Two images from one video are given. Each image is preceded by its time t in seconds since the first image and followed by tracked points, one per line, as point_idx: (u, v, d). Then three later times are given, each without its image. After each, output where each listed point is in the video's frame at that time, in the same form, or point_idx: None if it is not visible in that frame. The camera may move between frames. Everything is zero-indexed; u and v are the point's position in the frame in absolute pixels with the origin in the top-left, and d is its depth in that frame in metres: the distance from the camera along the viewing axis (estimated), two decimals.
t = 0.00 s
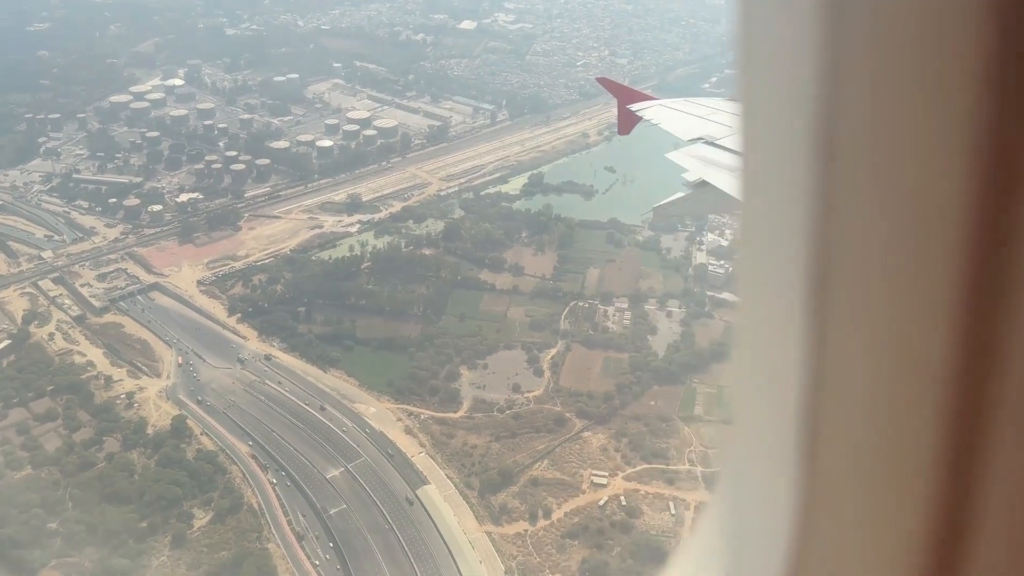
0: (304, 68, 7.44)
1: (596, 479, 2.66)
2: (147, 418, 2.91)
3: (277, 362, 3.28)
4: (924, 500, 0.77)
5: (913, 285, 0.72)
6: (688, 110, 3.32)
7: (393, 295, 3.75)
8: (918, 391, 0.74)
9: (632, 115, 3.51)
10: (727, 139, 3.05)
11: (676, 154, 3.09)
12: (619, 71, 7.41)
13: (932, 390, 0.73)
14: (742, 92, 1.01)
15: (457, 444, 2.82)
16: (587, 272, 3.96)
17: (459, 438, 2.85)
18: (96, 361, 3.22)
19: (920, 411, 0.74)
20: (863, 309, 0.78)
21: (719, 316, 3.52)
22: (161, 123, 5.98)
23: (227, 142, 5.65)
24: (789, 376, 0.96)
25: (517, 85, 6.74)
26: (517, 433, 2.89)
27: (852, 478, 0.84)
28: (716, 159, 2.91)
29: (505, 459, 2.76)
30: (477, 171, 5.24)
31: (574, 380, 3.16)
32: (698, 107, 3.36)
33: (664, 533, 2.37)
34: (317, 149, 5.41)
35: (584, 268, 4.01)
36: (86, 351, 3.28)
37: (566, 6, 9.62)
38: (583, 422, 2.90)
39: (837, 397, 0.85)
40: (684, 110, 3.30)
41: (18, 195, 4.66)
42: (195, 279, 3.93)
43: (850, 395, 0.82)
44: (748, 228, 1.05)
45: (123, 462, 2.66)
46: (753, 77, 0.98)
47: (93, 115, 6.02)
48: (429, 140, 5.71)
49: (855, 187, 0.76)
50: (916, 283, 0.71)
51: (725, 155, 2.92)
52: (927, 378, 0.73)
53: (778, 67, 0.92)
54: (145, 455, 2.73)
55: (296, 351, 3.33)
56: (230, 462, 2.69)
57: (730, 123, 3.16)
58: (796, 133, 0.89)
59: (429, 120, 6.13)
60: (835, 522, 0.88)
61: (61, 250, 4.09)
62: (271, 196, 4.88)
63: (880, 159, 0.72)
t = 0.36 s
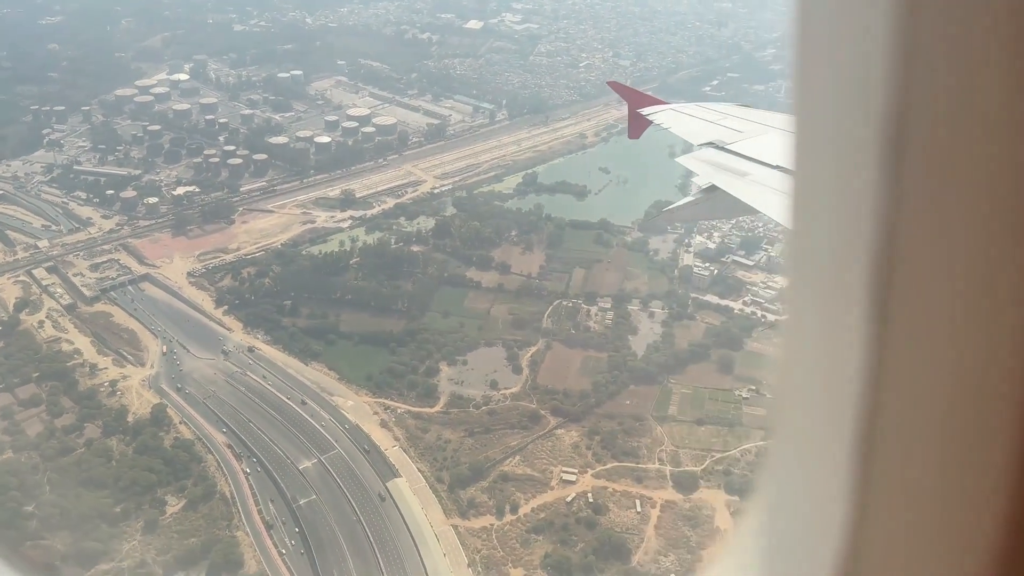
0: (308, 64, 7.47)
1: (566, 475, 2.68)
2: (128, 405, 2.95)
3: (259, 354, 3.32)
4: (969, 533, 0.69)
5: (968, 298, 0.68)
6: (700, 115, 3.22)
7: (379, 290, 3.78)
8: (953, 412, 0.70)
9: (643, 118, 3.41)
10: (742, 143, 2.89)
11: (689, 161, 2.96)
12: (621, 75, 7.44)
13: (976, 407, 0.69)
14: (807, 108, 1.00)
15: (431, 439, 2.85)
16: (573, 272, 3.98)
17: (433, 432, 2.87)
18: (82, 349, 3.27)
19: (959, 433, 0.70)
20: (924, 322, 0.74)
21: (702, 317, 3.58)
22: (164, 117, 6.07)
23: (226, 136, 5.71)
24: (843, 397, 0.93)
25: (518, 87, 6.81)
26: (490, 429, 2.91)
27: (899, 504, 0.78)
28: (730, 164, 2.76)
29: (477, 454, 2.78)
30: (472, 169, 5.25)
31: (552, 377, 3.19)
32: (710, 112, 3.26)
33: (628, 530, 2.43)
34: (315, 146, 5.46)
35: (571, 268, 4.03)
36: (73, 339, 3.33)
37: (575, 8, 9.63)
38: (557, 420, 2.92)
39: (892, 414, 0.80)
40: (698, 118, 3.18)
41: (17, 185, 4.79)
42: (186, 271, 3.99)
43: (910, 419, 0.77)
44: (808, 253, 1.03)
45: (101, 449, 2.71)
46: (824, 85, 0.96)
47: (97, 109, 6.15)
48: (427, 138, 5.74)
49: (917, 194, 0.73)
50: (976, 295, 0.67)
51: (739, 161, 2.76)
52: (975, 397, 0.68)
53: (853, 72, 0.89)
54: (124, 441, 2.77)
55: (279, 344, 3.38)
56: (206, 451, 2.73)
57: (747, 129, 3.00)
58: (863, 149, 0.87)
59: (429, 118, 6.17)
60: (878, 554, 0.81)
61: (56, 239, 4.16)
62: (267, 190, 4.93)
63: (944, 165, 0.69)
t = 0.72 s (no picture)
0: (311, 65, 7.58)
1: (538, 474, 2.70)
2: (111, 396, 3.00)
3: (243, 348, 3.37)
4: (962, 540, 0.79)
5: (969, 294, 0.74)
6: (704, 124, 3.13)
7: (365, 287, 3.82)
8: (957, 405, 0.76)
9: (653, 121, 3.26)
10: (749, 144, 2.85)
11: (697, 164, 2.93)
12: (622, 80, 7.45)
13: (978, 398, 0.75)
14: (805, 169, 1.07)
15: (407, 435, 2.87)
16: (560, 274, 4.01)
17: (409, 429, 2.90)
18: (70, 339, 3.31)
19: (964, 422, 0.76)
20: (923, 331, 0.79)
21: (684, 320, 3.62)
22: (166, 114, 6.15)
23: (226, 134, 5.79)
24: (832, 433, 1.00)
25: (518, 89, 6.83)
26: (466, 427, 2.94)
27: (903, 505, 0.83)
28: (737, 166, 2.72)
29: (451, 452, 2.81)
30: (467, 168, 5.28)
31: (530, 377, 3.22)
32: (715, 121, 3.16)
33: (595, 529, 2.45)
34: (313, 144, 5.52)
35: (558, 270, 4.06)
36: (62, 329, 3.38)
37: (580, 10, 9.65)
38: (533, 419, 2.94)
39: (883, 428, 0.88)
40: (705, 120, 3.15)
41: (17, 177, 4.87)
42: (177, 265, 4.06)
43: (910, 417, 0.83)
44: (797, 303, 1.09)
45: (82, 438, 2.72)
46: (818, 87, 0.99)
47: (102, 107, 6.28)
48: (424, 138, 5.79)
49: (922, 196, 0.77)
50: (979, 293, 0.73)
51: (746, 162, 2.72)
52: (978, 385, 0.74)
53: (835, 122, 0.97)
54: (106, 431, 2.80)
55: (263, 339, 3.42)
56: (184, 443, 2.78)
57: (753, 130, 2.96)
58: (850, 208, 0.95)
59: (427, 118, 6.22)
60: (876, 542, 0.87)
61: (52, 231, 4.24)
62: (262, 186, 4.98)
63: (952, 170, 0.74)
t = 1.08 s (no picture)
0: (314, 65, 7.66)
1: (503, 473, 2.73)
2: (90, 385, 3.04)
3: (223, 342, 3.42)
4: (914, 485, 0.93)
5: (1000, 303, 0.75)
6: (714, 119, 2.91)
7: (348, 286, 3.86)
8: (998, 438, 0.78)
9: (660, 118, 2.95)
10: (757, 145, 2.63)
11: (700, 165, 2.70)
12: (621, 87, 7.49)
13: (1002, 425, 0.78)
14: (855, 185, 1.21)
15: (378, 430, 2.90)
16: (543, 277, 4.04)
17: (380, 425, 2.93)
18: (55, 328, 3.37)
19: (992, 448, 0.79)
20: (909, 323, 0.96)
21: (663, 325, 3.65)
22: (167, 111, 6.25)
23: (224, 131, 5.87)
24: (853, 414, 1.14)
25: (516, 93, 6.88)
26: (436, 424, 2.96)
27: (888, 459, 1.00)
28: (742, 166, 2.51)
29: (419, 448, 2.83)
30: (459, 170, 5.33)
31: (504, 378, 3.24)
32: (725, 116, 2.94)
33: (554, 528, 2.48)
34: (308, 143, 5.59)
35: (541, 272, 4.09)
36: (47, 318, 3.43)
37: (585, 16, 9.70)
38: (503, 419, 2.97)
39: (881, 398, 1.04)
40: (711, 119, 2.90)
41: (16, 170, 4.98)
42: (165, 259, 4.12)
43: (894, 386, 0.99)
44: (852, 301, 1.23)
45: (58, 424, 2.77)
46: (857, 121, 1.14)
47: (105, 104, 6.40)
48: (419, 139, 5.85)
49: (980, 227, 0.77)
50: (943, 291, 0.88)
51: (753, 163, 2.51)
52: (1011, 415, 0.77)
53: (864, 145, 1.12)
54: (82, 418, 2.84)
55: (243, 334, 3.47)
56: (158, 433, 2.82)
57: (761, 132, 2.74)
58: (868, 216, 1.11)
59: (424, 120, 6.27)
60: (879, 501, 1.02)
61: (46, 223, 4.32)
62: (255, 183, 5.05)
63: (1001, 204, 0.75)
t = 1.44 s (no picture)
0: (311, 67, 7.75)
1: (468, 472, 2.76)
2: (68, 376, 3.08)
3: (202, 339, 3.47)
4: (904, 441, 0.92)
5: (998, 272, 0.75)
6: (712, 119, 2.87)
7: (329, 286, 3.91)
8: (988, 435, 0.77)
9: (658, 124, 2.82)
10: (757, 148, 2.60)
11: (701, 166, 2.64)
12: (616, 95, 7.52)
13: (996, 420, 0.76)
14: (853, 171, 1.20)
15: (347, 428, 2.94)
16: (523, 280, 4.07)
17: (350, 423, 2.97)
18: (37, 321, 3.41)
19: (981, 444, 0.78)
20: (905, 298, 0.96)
21: (639, 330, 3.68)
22: (163, 110, 6.33)
23: (218, 131, 5.95)
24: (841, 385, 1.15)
25: (510, 99, 6.92)
26: (406, 424, 2.99)
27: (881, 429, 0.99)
28: (742, 170, 2.48)
29: (387, 447, 2.86)
30: (448, 173, 5.38)
31: (478, 379, 3.27)
32: (725, 118, 2.90)
33: (515, 527, 2.51)
34: (300, 144, 5.65)
35: (521, 276, 4.12)
36: (30, 312, 3.48)
37: (585, 23, 9.74)
38: (472, 419, 3.00)
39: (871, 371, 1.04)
40: (710, 120, 2.85)
41: (10, 166, 5.05)
42: (150, 256, 4.18)
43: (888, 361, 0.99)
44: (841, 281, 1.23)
45: (32, 415, 2.81)
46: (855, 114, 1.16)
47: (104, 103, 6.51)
48: (411, 142, 5.90)
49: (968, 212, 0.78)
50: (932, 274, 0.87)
51: (754, 167, 2.47)
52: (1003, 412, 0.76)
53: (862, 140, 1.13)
54: (56, 409, 2.87)
55: (222, 331, 3.52)
56: (130, 426, 2.86)
57: (761, 134, 2.71)
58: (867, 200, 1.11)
59: (417, 124, 6.32)
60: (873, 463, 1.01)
61: (35, 218, 4.38)
62: (245, 183, 5.11)
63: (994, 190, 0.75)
